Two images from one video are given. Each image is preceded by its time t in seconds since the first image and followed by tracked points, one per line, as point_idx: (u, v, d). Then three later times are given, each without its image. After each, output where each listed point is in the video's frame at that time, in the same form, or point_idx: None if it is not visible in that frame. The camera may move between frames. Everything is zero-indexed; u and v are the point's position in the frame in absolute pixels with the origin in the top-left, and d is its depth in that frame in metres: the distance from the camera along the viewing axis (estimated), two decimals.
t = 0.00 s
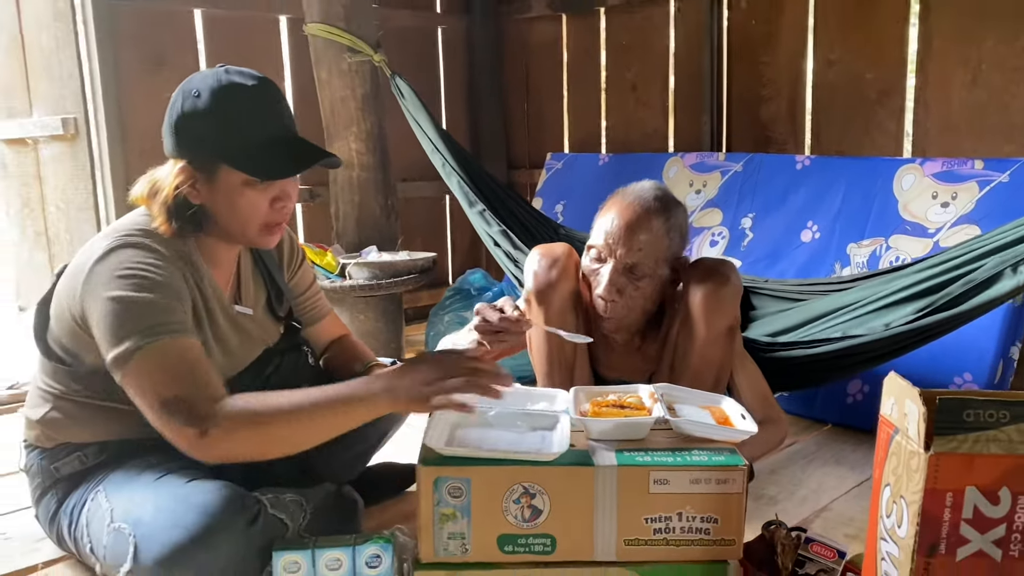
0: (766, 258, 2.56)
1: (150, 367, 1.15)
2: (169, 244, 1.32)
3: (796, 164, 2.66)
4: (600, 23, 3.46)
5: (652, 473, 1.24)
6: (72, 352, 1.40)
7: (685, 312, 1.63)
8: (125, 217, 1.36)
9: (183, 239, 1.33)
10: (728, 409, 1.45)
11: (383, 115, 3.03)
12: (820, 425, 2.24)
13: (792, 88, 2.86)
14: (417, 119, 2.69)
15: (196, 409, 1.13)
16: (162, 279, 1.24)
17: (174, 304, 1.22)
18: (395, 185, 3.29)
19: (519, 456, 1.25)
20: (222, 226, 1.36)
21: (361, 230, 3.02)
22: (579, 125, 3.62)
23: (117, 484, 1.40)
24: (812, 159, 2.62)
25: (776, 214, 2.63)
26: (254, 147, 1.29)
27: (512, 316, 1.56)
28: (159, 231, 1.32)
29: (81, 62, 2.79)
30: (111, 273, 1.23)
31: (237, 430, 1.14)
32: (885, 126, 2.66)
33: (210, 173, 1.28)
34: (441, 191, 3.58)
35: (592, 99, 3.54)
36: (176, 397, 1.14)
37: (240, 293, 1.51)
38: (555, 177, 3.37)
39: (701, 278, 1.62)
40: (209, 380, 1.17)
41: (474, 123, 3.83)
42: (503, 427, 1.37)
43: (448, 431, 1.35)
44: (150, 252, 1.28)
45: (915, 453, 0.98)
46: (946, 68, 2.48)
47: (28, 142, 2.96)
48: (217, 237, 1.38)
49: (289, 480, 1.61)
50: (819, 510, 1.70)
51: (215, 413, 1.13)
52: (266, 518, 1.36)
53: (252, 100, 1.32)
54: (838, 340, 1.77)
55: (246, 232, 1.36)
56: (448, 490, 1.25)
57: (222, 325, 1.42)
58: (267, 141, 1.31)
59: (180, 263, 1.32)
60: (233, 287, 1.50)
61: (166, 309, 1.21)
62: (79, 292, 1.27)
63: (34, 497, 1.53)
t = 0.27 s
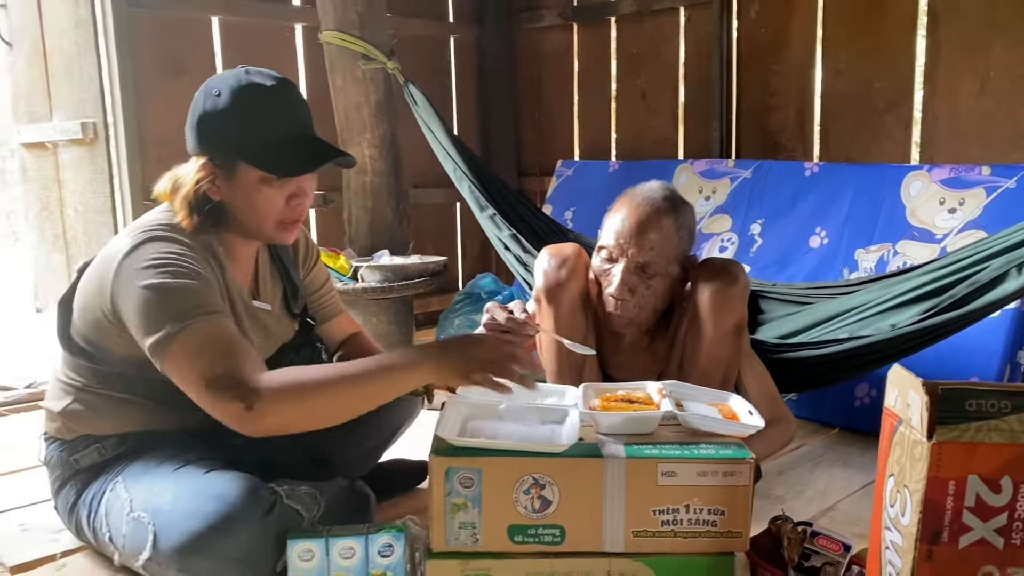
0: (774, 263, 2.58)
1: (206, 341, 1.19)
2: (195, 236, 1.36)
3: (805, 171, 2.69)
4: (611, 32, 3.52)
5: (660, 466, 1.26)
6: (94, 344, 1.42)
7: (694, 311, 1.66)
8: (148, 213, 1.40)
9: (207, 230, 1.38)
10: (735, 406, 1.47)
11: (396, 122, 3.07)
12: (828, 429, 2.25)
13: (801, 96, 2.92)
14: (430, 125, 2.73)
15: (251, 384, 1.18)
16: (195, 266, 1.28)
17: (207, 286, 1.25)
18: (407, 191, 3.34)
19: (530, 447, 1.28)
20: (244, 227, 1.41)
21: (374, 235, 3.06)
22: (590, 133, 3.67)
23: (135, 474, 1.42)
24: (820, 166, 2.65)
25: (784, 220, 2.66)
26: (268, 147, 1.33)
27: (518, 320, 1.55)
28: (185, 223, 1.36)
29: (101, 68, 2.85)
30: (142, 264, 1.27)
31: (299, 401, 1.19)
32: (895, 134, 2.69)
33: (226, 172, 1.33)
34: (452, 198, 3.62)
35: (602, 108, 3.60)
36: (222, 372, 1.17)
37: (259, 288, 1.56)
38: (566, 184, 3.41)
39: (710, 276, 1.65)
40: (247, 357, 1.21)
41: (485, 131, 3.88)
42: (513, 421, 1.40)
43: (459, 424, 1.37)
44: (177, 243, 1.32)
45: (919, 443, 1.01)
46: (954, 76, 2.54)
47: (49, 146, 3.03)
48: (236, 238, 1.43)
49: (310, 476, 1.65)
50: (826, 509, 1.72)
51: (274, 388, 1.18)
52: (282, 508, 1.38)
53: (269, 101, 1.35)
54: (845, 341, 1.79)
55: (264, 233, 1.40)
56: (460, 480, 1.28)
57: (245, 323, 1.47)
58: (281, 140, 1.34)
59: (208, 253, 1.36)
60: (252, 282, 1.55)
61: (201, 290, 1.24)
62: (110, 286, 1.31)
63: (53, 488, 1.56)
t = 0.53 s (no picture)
0: (782, 270, 2.59)
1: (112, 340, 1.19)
2: (203, 224, 1.34)
3: (812, 179, 2.72)
4: (620, 41, 3.56)
5: (664, 463, 1.28)
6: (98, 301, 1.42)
7: (701, 313, 1.67)
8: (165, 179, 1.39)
9: (218, 225, 1.36)
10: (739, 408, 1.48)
11: (407, 129, 3.11)
12: (834, 435, 2.25)
13: (808, 105, 2.98)
14: (439, 132, 2.76)
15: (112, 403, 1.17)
16: (173, 267, 1.27)
17: (168, 297, 1.26)
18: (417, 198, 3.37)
19: (536, 444, 1.29)
20: (254, 222, 1.37)
21: (383, 240, 3.09)
22: (599, 142, 3.71)
23: (144, 466, 1.43)
24: (827, 174, 2.67)
25: (791, 228, 2.67)
26: (274, 134, 1.30)
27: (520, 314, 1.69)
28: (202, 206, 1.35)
29: (116, 74, 2.90)
30: (135, 237, 1.25)
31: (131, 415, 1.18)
32: (900, 141, 2.76)
33: (222, 145, 1.28)
34: (462, 205, 3.65)
35: (611, 115, 3.64)
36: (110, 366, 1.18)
37: (270, 278, 1.53)
38: (574, 192, 3.43)
39: (716, 278, 1.66)
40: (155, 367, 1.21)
41: (495, 139, 3.93)
42: (519, 419, 1.41)
43: (467, 420, 1.38)
44: (176, 228, 1.29)
45: (919, 439, 1.02)
46: (960, 84, 2.58)
47: (64, 151, 3.07)
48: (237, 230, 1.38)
49: (310, 470, 1.65)
50: (831, 512, 1.72)
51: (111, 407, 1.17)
52: (290, 501, 1.41)
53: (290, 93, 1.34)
54: (850, 345, 1.80)
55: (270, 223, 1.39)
56: (465, 476, 1.28)
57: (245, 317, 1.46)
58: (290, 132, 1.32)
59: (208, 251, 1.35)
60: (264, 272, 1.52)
61: (154, 299, 1.23)
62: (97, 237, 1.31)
63: (64, 482, 1.58)
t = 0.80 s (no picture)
0: (789, 280, 2.61)
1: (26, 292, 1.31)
2: (190, 224, 1.49)
3: (819, 189, 2.74)
4: (628, 52, 3.60)
5: (668, 466, 1.29)
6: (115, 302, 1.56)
7: (705, 320, 1.69)
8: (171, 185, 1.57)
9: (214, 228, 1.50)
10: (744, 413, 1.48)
11: (417, 138, 3.14)
12: (841, 444, 2.25)
13: (815, 117, 3.03)
14: (449, 141, 2.79)
15: None
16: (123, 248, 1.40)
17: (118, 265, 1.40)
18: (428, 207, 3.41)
19: (539, 446, 1.29)
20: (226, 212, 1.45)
21: (392, 248, 3.12)
22: (607, 152, 3.74)
23: (156, 465, 1.47)
24: (834, 184, 2.70)
25: (797, 238, 2.69)
26: (226, 121, 1.40)
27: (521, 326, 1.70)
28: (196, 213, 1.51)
29: (131, 83, 2.95)
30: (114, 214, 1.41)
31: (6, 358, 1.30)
32: (909, 153, 2.79)
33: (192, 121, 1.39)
34: (471, 214, 3.68)
35: (619, 126, 3.68)
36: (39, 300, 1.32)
37: (270, 270, 1.59)
38: (582, 202, 3.46)
39: (722, 285, 1.68)
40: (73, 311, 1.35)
41: (505, 149, 3.96)
42: (526, 422, 1.43)
43: (473, 423, 1.40)
44: (149, 217, 1.45)
45: (920, 441, 1.03)
46: (968, 95, 2.63)
47: (78, 159, 3.11)
48: (222, 225, 1.48)
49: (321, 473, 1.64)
50: (836, 519, 1.73)
51: None
52: (298, 495, 1.42)
53: (257, 87, 1.45)
54: (856, 352, 1.82)
55: (234, 218, 1.47)
56: (471, 477, 1.30)
57: (233, 303, 1.53)
58: (244, 120, 1.41)
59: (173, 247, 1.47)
60: (263, 262, 1.59)
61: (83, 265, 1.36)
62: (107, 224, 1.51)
63: (77, 481, 1.60)
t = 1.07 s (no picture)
0: (796, 288, 2.61)
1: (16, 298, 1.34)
2: (190, 227, 1.52)
3: (826, 199, 2.76)
4: (636, 63, 3.63)
5: (673, 469, 1.29)
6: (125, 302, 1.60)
7: (711, 324, 1.70)
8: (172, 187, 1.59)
9: (214, 231, 1.52)
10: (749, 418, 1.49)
11: (426, 147, 3.17)
12: (847, 452, 2.26)
13: (822, 126, 3.05)
14: (458, 150, 2.82)
15: None
16: (121, 250, 1.43)
17: (113, 263, 1.42)
18: (437, 216, 3.44)
19: (545, 447, 1.29)
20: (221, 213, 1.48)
21: (401, 257, 3.15)
22: (615, 161, 3.77)
23: (166, 468, 1.49)
24: (841, 193, 2.72)
25: (804, 247, 2.71)
26: (222, 121, 1.43)
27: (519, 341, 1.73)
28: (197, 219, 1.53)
29: (145, 93, 2.98)
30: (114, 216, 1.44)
31: None
32: (914, 162, 2.82)
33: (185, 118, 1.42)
34: (480, 223, 3.70)
35: (627, 136, 3.71)
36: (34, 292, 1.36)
37: (270, 271, 1.61)
38: (590, 211, 3.48)
39: (727, 291, 1.70)
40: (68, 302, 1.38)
41: (513, 159, 3.99)
42: (533, 425, 1.43)
43: (480, 426, 1.40)
44: (149, 220, 1.47)
45: (921, 444, 1.04)
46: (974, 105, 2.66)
47: (93, 167, 3.16)
48: (220, 227, 1.51)
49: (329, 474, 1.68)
50: (841, 525, 1.74)
51: None
52: (307, 496, 1.44)
53: (254, 88, 1.49)
54: (862, 359, 1.83)
55: (231, 220, 1.50)
56: (479, 479, 1.30)
57: (234, 304, 1.56)
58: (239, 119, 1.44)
59: (172, 250, 1.49)
60: (263, 263, 1.61)
61: (81, 268, 1.39)
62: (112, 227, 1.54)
63: (87, 485, 1.62)
